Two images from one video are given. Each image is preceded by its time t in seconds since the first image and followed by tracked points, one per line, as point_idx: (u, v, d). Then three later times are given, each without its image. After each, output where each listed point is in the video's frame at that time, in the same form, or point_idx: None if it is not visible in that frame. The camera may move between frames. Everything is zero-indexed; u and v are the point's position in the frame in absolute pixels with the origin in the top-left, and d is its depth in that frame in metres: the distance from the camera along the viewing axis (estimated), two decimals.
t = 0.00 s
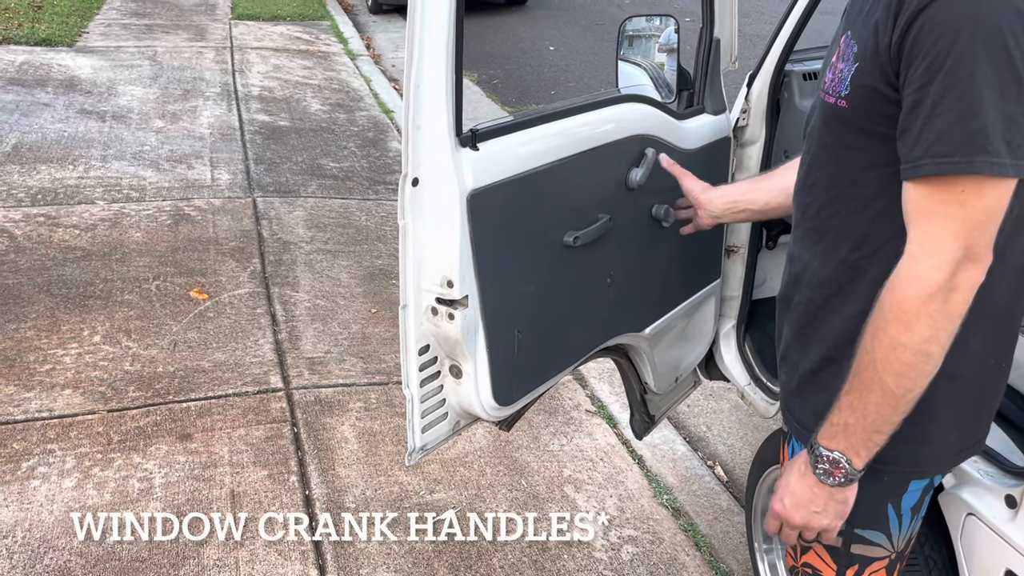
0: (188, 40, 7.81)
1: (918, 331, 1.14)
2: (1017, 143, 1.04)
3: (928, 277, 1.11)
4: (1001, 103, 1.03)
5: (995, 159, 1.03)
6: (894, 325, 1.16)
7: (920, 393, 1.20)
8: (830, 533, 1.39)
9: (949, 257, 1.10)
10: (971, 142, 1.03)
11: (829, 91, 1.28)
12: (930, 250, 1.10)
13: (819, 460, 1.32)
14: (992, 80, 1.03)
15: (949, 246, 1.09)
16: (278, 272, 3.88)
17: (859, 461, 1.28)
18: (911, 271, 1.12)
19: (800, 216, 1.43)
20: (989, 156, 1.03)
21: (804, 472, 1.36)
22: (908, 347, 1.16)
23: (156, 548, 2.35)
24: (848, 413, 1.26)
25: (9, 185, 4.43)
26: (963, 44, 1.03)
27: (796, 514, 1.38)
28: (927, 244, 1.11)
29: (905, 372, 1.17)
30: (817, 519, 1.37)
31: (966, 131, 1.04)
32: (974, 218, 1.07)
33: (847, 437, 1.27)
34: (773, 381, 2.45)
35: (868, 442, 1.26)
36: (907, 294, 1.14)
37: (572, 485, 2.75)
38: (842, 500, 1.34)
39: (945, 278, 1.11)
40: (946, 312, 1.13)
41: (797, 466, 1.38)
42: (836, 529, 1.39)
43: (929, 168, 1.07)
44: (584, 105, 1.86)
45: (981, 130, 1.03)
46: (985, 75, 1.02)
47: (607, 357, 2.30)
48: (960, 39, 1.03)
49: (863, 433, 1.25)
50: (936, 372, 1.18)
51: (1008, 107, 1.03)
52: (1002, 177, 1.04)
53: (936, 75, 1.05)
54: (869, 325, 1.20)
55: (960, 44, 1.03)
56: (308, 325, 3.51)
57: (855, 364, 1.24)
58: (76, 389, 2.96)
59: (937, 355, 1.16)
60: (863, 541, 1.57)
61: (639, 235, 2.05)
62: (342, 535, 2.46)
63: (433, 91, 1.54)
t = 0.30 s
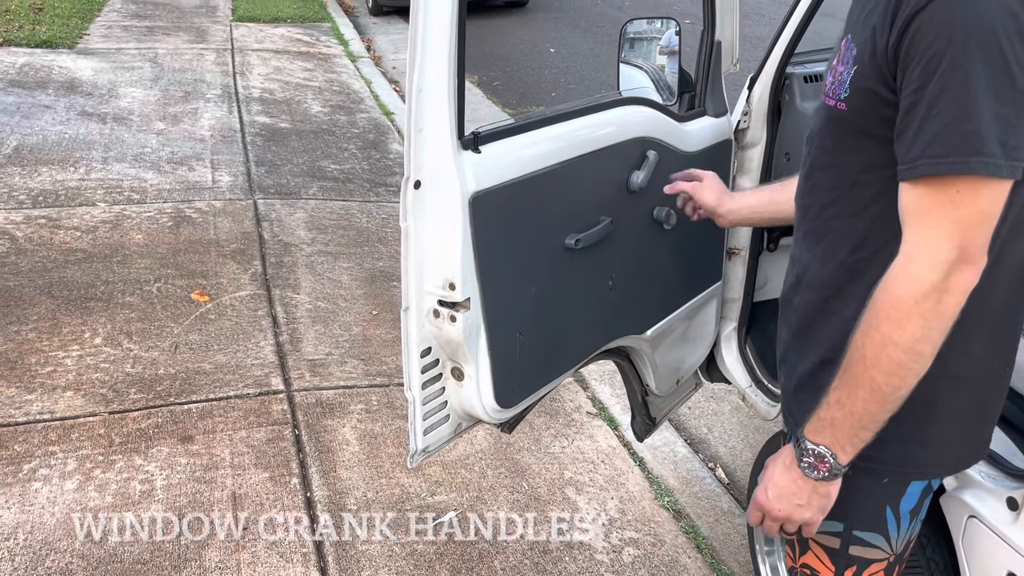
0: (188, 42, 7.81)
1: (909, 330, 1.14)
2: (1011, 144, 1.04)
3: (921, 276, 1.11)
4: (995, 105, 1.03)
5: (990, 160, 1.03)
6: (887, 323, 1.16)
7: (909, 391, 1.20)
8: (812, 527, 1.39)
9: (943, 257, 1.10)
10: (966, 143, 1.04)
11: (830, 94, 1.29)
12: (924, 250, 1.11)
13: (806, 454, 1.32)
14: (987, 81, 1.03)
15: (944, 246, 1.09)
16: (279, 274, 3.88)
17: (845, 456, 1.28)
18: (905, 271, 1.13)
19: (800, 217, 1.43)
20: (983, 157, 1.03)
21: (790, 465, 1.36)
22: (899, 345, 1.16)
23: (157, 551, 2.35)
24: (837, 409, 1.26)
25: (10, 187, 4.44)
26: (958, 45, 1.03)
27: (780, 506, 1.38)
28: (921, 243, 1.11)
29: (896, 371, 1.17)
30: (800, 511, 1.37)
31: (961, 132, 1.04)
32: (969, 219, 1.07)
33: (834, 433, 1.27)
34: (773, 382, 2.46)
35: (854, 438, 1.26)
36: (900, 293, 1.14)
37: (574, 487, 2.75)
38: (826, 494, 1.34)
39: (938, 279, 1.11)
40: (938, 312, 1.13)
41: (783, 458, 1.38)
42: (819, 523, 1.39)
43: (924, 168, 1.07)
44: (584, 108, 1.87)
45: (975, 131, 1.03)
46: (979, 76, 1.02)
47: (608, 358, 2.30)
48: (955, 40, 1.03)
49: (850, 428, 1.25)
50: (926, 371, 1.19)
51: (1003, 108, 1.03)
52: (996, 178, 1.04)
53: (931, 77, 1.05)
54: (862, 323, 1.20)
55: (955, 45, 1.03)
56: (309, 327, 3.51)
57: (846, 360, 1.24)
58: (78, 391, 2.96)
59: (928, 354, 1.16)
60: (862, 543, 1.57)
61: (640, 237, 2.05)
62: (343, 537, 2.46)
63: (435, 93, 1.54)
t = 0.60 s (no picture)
0: (188, 44, 7.82)
1: (916, 336, 1.14)
2: (1014, 151, 1.04)
3: (926, 282, 1.11)
4: (998, 112, 1.03)
5: (993, 166, 1.04)
6: (893, 330, 1.16)
7: (916, 397, 1.20)
8: (826, 531, 1.39)
9: (948, 264, 1.10)
10: (968, 150, 1.04)
11: (833, 98, 1.29)
12: (928, 258, 1.11)
13: (815, 460, 1.32)
14: (990, 88, 1.03)
15: (949, 252, 1.09)
16: (280, 277, 3.88)
17: (855, 462, 1.28)
18: (910, 277, 1.13)
19: (805, 220, 1.43)
20: (986, 164, 1.04)
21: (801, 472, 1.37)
22: (906, 351, 1.16)
23: (158, 554, 2.34)
24: (845, 415, 1.26)
25: (10, 190, 4.43)
26: (961, 52, 1.03)
27: (793, 512, 1.38)
28: (926, 250, 1.11)
29: (903, 376, 1.17)
30: (813, 517, 1.37)
31: (964, 139, 1.04)
32: (973, 225, 1.07)
33: (845, 439, 1.27)
34: (775, 386, 2.46)
35: (864, 443, 1.26)
36: (905, 300, 1.14)
37: (575, 490, 2.75)
38: (838, 499, 1.34)
39: (943, 284, 1.11)
40: (944, 318, 1.13)
41: (794, 464, 1.38)
42: (832, 528, 1.39)
43: (928, 175, 1.07)
44: (585, 111, 1.87)
45: (978, 138, 1.03)
46: (983, 83, 1.03)
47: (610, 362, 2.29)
48: (959, 47, 1.03)
49: (860, 434, 1.25)
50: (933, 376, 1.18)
51: (1006, 115, 1.03)
52: (999, 184, 1.04)
53: (935, 84, 1.06)
54: (869, 329, 1.20)
55: (958, 52, 1.03)
56: (310, 329, 3.51)
57: (853, 366, 1.24)
58: (79, 394, 2.96)
59: (934, 360, 1.16)
60: (867, 547, 1.57)
61: (642, 241, 2.05)
62: (344, 541, 2.45)
63: (438, 97, 1.54)
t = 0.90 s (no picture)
0: (188, 47, 7.82)
1: (938, 343, 1.14)
2: None
3: (948, 289, 1.11)
4: None
5: (1018, 173, 1.04)
6: (914, 336, 1.16)
7: (936, 402, 1.20)
8: (838, 539, 1.39)
9: (971, 270, 1.10)
10: (995, 156, 1.04)
11: (847, 102, 1.28)
12: (950, 264, 1.11)
13: (829, 467, 1.32)
14: (1015, 95, 1.03)
15: (971, 259, 1.09)
16: (280, 280, 3.88)
17: (873, 468, 1.28)
18: (932, 283, 1.12)
19: (814, 225, 1.43)
20: (1012, 170, 1.04)
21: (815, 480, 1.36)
22: (928, 358, 1.15)
23: (159, 558, 2.33)
24: (863, 421, 1.26)
25: (10, 193, 4.43)
26: (986, 59, 1.04)
27: (806, 520, 1.37)
28: (948, 256, 1.11)
29: (923, 383, 1.17)
30: (827, 525, 1.36)
31: (990, 146, 1.04)
32: (996, 232, 1.08)
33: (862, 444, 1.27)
34: (777, 389, 2.45)
35: (882, 449, 1.26)
36: (926, 307, 1.14)
37: (575, 493, 2.75)
38: (853, 507, 1.34)
39: (966, 291, 1.11)
40: (966, 324, 1.13)
41: (808, 472, 1.38)
42: (846, 535, 1.39)
43: (951, 182, 1.07)
44: (586, 114, 1.87)
45: (1004, 145, 1.04)
46: (1008, 90, 1.03)
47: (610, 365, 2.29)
48: (983, 55, 1.04)
49: (879, 440, 1.25)
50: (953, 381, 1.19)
51: None
52: None
53: (958, 90, 1.06)
54: (888, 335, 1.20)
55: (982, 60, 1.04)
56: (311, 332, 3.51)
57: (871, 372, 1.24)
58: (79, 397, 2.95)
59: (954, 366, 1.16)
60: (872, 553, 1.56)
61: (643, 244, 2.05)
62: (345, 545, 2.45)
63: (440, 100, 1.54)
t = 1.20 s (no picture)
0: (188, 50, 7.82)
1: (985, 384, 1.05)
2: None
3: (998, 329, 1.02)
4: None
5: None
6: (959, 376, 1.06)
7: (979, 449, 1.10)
8: None
9: None
10: None
11: (895, 120, 1.18)
12: (1001, 301, 1.02)
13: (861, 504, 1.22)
14: None
15: None
16: (281, 282, 3.88)
17: (909, 514, 1.17)
18: (982, 320, 1.04)
19: (853, 247, 1.33)
20: None
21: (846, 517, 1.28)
22: (972, 401, 1.06)
23: (162, 560, 2.33)
24: (900, 462, 1.16)
25: (11, 196, 4.43)
26: None
27: (835, 561, 1.27)
28: (1000, 292, 1.02)
29: (965, 428, 1.07)
30: (858, 567, 1.26)
31: None
32: None
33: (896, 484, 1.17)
34: (779, 391, 2.46)
35: (919, 496, 1.15)
36: (971, 345, 1.05)
37: (578, 496, 2.75)
38: (886, 551, 1.23)
39: (1017, 332, 1.02)
40: (1017, 367, 1.03)
41: (840, 510, 1.28)
42: None
43: (1008, 214, 1.00)
44: (590, 117, 1.87)
45: None
46: None
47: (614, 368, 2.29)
48: None
49: (916, 485, 1.15)
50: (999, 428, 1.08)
51: None
52: None
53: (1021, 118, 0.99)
54: (929, 371, 1.11)
55: None
56: (312, 335, 3.51)
57: (910, 410, 1.14)
58: (81, 400, 2.95)
59: (1001, 412, 1.06)
60: None
61: (647, 247, 2.05)
62: (348, 547, 2.45)
63: (447, 103, 1.55)
